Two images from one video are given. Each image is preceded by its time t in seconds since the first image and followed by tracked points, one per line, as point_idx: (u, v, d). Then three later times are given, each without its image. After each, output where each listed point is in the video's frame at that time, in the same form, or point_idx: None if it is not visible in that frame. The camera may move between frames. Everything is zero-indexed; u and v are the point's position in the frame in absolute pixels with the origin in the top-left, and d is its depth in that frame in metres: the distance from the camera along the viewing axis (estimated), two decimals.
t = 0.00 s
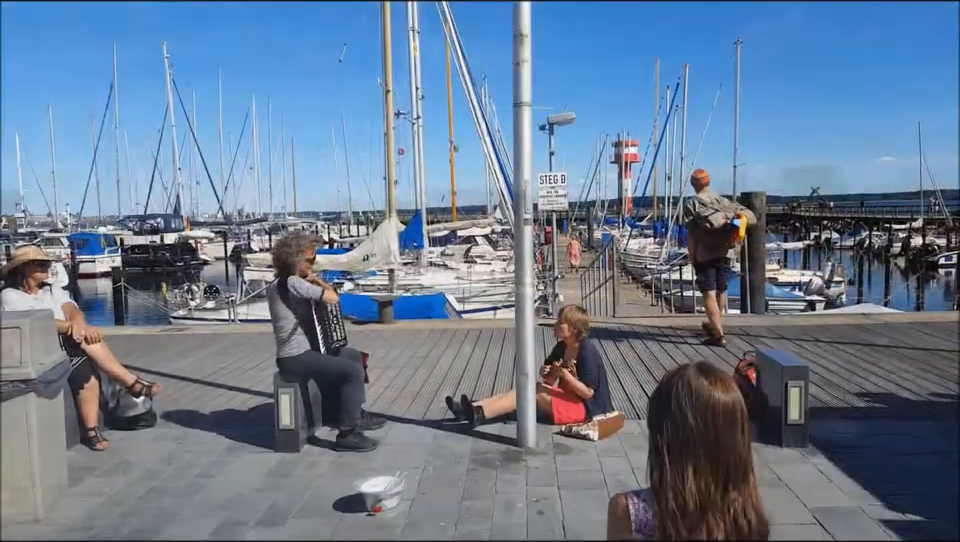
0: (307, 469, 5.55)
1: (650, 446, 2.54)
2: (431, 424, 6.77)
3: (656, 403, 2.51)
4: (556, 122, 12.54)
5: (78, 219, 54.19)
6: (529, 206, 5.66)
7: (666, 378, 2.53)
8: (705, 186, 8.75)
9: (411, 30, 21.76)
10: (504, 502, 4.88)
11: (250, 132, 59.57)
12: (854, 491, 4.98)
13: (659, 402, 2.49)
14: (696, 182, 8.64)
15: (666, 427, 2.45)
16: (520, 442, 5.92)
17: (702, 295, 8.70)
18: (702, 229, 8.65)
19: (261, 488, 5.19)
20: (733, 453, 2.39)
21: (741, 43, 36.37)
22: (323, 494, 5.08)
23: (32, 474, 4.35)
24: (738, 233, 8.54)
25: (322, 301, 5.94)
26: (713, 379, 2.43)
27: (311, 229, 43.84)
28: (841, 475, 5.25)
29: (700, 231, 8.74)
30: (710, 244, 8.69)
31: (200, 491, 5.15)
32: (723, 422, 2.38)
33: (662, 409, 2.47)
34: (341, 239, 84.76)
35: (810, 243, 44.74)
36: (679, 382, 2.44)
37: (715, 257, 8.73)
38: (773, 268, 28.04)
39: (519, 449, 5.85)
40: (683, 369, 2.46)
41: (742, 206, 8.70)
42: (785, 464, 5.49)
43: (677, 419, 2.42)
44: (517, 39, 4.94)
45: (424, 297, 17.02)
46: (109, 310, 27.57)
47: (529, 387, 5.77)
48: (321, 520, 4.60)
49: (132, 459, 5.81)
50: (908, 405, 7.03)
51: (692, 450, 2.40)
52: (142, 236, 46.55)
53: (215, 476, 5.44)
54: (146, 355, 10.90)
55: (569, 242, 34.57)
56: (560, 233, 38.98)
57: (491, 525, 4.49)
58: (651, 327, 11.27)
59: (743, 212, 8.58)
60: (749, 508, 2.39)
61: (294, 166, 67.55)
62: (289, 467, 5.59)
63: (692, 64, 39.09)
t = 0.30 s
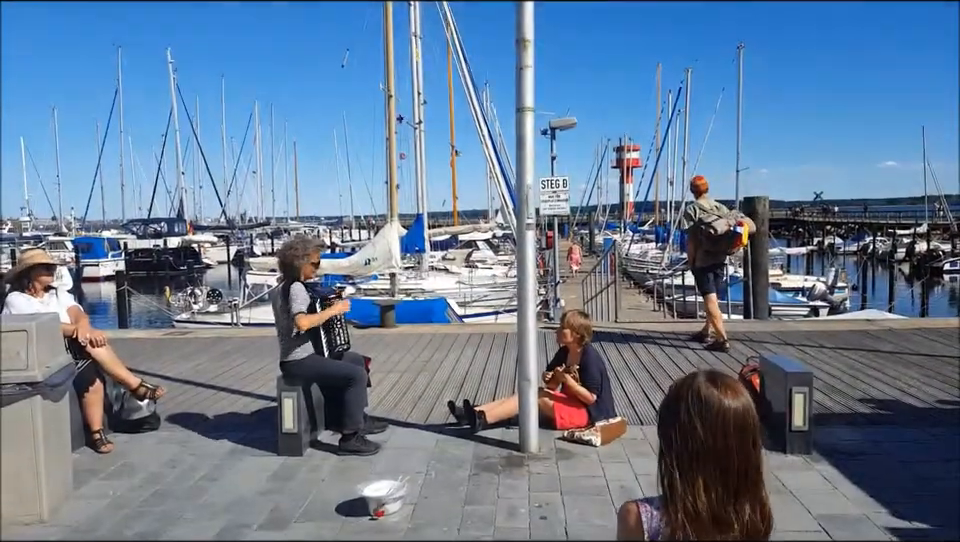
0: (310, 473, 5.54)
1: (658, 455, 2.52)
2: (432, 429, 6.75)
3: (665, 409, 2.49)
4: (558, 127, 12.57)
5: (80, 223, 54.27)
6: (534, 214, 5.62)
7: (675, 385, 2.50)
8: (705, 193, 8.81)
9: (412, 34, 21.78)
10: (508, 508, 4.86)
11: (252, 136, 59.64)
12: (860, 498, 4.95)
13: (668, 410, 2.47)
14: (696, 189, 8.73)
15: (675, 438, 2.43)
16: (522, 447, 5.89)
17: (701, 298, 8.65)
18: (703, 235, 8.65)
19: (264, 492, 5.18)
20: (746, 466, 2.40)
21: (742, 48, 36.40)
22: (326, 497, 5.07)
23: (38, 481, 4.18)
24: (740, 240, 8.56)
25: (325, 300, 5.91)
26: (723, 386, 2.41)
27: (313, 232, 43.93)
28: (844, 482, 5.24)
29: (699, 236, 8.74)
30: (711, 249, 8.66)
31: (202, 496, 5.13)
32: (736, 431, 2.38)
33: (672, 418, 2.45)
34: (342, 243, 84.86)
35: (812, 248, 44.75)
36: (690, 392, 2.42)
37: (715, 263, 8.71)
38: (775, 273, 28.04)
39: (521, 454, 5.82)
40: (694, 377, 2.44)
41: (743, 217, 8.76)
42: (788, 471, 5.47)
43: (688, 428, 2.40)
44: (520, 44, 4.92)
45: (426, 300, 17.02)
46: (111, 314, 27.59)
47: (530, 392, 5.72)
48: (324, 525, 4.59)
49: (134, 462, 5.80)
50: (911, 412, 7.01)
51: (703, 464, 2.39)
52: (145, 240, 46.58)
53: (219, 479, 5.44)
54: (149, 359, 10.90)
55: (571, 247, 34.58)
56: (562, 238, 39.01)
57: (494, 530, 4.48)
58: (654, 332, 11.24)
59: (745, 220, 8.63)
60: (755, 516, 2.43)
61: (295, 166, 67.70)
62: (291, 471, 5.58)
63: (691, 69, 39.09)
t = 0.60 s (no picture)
0: (319, 476, 5.50)
1: (677, 462, 2.49)
2: (441, 433, 6.70)
3: (682, 418, 2.44)
4: (564, 131, 12.56)
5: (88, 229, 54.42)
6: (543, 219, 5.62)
7: (693, 392, 2.46)
8: (709, 194, 8.75)
9: (417, 39, 21.77)
10: (516, 512, 4.81)
11: (260, 142, 59.79)
12: (873, 506, 4.89)
13: (687, 418, 2.42)
14: (701, 190, 8.64)
15: (691, 446, 2.38)
16: (529, 451, 5.83)
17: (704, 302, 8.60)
18: (704, 236, 8.61)
19: (272, 495, 5.15)
20: (764, 479, 2.33)
21: (749, 51, 36.39)
22: (334, 501, 5.04)
23: (52, 483, 4.09)
24: (740, 243, 8.56)
25: (334, 305, 5.89)
26: (741, 392, 2.34)
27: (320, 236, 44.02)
28: (858, 489, 5.17)
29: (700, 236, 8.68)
30: (710, 250, 8.65)
31: (211, 499, 5.09)
32: (752, 438, 2.31)
33: (690, 425, 2.39)
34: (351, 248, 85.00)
35: (821, 251, 44.65)
36: (705, 399, 2.37)
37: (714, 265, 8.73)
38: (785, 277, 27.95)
39: (528, 459, 5.76)
40: (710, 384, 2.39)
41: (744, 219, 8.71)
42: (799, 477, 5.42)
43: (705, 436, 2.35)
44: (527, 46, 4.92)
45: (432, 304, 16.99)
46: (118, 318, 27.66)
47: (536, 396, 5.66)
48: (333, 528, 4.55)
49: (143, 465, 5.78)
50: (924, 418, 6.96)
51: (720, 474, 2.33)
52: (153, 244, 46.63)
53: (229, 482, 5.41)
54: (157, 362, 10.91)
55: (579, 251, 34.50)
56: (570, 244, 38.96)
57: (503, 534, 4.44)
58: (662, 337, 11.20)
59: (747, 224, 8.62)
60: (777, 526, 2.34)
61: (301, 170, 67.85)
62: (300, 474, 5.55)
63: (697, 72, 39.07)
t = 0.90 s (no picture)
0: (333, 477, 5.48)
1: (692, 467, 2.43)
2: (454, 436, 6.67)
3: (697, 423, 2.38)
4: (578, 134, 12.52)
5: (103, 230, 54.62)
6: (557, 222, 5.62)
7: (709, 396, 2.40)
8: (719, 198, 8.74)
9: (431, 42, 21.78)
10: (530, 515, 4.77)
11: (274, 145, 59.93)
12: (889, 513, 4.83)
13: (702, 423, 2.36)
14: (710, 194, 8.62)
15: (706, 452, 2.32)
16: (542, 455, 5.78)
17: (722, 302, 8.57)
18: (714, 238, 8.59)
19: (286, 495, 5.12)
20: (781, 484, 2.27)
21: (765, 54, 36.32)
22: (347, 502, 5.00)
23: (68, 481, 4.08)
24: (751, 243, 8.46)
25: (347, 307, 5.88)
26: (757, 396, 2.29)
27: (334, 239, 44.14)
28: (874, 496, 5.11)
29: (711, 237, 8.69)
30: (720, 251, 8.61)
31: (225, 498, 5.08)
32: (767, 442, 2.25)
33: (704, 428, 2.34)
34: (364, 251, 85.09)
35: (837, 256, 44.45)
36: (721, 404, 2.31)
37: (725, 266, 8.69)
38: (800, 282, 27.82)
39: (541, 463, 5.70)
40: (727, 388, 2.33)
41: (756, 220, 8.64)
42: (815, 483, 5.34)
43: (719, 441, 2.29)
44: (541, 48, 4.90)
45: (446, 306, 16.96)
46: (134, 319, 27.79)
47: (550, 400, 5.59)
48: (346, 528, 4.54)
49: (158, 464, 5.77)
50: (942, 425, 6.90)
51: (736, 478, 2.27)
52: (168, 246, 46.77)
53: (243, 482, 5.40)
54: (172, 362, 10.93)
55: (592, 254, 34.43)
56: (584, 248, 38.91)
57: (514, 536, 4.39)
58: (676, 341, 11.14)
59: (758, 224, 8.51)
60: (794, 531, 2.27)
61: (315, 173, 68.08)
62: (313, 474, 5.53)
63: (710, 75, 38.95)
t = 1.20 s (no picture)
0: (347, 478, 5.39)
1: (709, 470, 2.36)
2: (467, 438, 6.57)
3: (716, 425, 2.31)
4: (592, 135, 12.41)
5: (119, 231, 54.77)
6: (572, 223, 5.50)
7: (727, 398, 2.32)
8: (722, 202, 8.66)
9: (446, 44, 21.71)
10: (546, 518, 4.67)
11: (289, 146, 60.01)
12: (908, 518, 4.69)
13: (719, 425, 2.28)
14: (713, 198, 8.59)
15: (724, 455, 2.25)
16: (556, 457, 5.66)
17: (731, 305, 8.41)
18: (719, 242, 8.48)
19: (301, 495, 5.04)
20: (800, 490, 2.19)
21: (781, 54, 36.14)
22: (362, 502, 4.91)
23: (87, 481, 4.01)
24: (756, 246, 8.36)
25: (363, 308, 5.78)
26: (776, 399, 2.21)
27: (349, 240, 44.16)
28: (893, 501, 4.97)
29: (716, 241, 8.59)
30: (726, 255, 8.49)
31: (242, 498, 5.00)
32: (786, 445, 2.17)
33: (722, 431, 2.26)
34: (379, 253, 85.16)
35: (853, 258, 44.20)
36: (739, 407, 2.23)
37: (730, 268, 8.53)
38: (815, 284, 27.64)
39: (556, 465, 5.59)
40: (745, 391, 2.25)
41: (760, 224, 8.57)
42: (833, 487, 5.21)
43: (736, 445, 2.22)
44: (556, 50, 4.78)
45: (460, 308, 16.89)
46: (150, 320, 27.82)
47: (565, 402, 5.48)
48: (361, 529, 4.44)
49: (174, 464, 5.70)
50: None
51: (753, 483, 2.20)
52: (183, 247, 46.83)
53: (259, 482, 5.31)
54: (187, 362, 10.87)
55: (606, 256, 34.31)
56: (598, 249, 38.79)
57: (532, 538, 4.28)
58: (691, 343, 11.00)
59: (762, 226, 8.43)
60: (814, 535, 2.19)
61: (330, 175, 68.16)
62: (328, 475, 5.44)
63: (726, 75, 38.75)
